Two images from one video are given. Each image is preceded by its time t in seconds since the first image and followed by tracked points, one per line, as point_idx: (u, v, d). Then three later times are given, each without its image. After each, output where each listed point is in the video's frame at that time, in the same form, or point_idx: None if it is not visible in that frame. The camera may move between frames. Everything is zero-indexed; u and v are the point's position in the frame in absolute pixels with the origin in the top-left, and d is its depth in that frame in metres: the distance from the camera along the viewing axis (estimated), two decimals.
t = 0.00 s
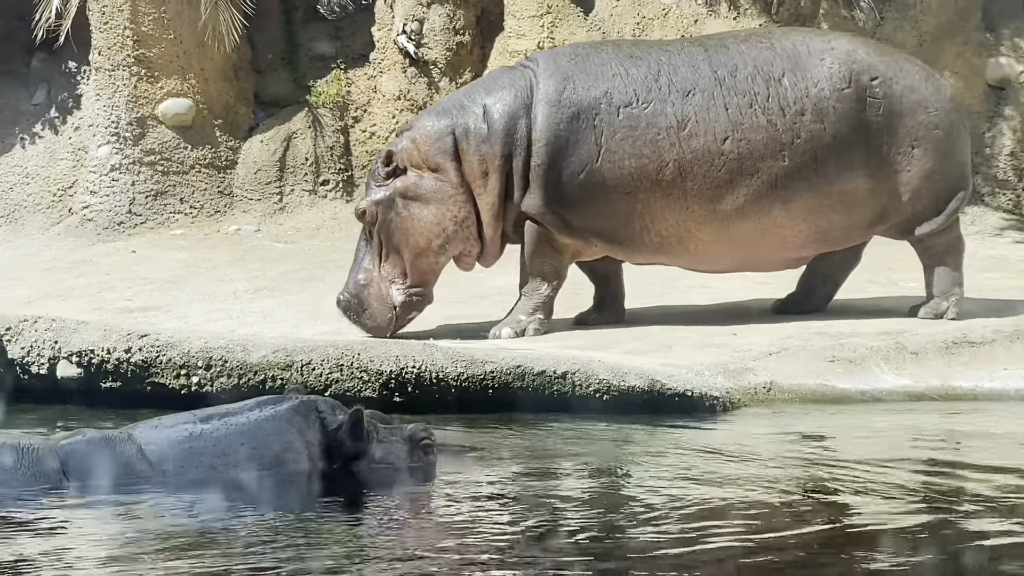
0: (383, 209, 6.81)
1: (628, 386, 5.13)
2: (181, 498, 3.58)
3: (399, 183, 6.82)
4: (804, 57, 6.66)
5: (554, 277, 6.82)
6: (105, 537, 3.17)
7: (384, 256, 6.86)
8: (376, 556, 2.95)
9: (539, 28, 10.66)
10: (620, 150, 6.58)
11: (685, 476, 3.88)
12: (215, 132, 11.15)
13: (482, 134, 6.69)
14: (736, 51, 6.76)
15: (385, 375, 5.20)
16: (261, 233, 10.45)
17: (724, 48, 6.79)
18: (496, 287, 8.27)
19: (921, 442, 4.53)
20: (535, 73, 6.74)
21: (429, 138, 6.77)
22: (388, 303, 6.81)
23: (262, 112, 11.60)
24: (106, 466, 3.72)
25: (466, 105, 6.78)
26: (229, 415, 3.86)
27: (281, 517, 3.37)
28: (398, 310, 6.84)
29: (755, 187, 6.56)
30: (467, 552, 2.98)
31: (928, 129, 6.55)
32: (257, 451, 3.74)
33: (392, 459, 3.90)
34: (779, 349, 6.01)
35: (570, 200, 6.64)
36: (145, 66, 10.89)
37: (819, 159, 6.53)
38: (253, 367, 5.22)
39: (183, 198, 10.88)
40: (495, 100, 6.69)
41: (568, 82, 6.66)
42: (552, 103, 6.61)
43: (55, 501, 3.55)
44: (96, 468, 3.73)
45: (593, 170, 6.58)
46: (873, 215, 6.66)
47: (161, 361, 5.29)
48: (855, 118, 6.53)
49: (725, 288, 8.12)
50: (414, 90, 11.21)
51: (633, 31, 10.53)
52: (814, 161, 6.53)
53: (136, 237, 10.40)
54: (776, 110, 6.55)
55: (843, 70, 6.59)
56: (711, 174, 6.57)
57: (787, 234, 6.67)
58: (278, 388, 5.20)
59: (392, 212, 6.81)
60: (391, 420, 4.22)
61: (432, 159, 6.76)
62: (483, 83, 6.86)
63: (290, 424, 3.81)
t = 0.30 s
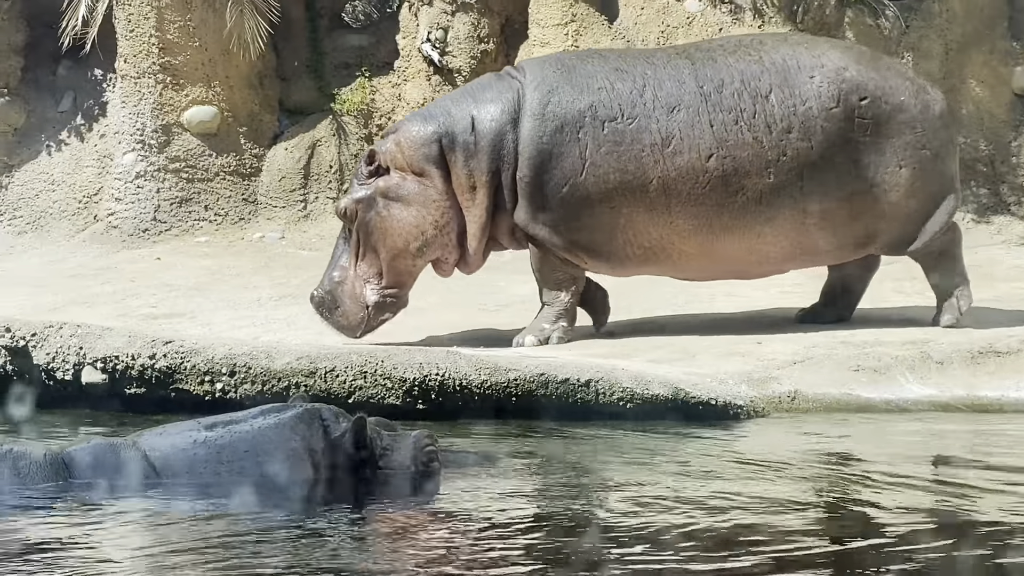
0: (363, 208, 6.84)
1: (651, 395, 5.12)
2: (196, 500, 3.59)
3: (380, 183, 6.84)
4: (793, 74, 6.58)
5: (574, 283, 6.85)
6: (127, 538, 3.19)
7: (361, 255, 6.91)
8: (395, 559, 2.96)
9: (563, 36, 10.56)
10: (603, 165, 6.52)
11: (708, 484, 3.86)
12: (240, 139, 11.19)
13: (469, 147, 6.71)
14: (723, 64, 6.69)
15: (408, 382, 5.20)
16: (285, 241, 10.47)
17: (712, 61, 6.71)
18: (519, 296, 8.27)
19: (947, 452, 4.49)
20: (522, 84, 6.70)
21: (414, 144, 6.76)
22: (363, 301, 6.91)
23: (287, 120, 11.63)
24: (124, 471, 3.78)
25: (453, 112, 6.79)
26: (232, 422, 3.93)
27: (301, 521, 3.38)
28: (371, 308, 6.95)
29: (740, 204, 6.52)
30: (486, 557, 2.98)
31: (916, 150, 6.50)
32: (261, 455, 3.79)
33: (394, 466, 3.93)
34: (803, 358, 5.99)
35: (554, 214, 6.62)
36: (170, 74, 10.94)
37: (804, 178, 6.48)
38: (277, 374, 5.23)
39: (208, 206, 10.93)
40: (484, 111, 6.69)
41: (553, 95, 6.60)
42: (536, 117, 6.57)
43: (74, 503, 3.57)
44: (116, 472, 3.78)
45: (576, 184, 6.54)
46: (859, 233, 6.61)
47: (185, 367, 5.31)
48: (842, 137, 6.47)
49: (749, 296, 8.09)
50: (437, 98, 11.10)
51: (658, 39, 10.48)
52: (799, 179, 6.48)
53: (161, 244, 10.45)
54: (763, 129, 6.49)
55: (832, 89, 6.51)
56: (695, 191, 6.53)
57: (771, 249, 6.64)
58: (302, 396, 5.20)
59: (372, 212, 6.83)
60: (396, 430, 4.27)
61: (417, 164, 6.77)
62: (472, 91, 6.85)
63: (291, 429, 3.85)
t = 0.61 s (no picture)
0: (353, 200, 6.72)
1: (676, 400, 5.11)
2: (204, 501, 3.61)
3: (373, 176, 6.72)
4: (792, 87, 6.52)
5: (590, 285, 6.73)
6: (148, 536, 3.19)
7: (349, 246, 6.77)
8: (417, 558, 2.95)
9: (587, 43, 10.37)
10: (600, 177, 6.43)
11: (735, 490, 3.84)
12: (265, 146, 11.26)
13: (467, 154, 6.63)
14: (722, 76, 6.63)
15: (432, 387, 5.20)
16: (310, 247, 10.48)
17: (709, 72, 6.65)
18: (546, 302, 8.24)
19: (975, 459, 4.46)
20: (520, 95, 6.62)
21: (411, 147, 6.66)
22: (346, 293, 6.77)
23: (311, 126, 11.68)
24: (139, 469, 3.82)
25: (451, 117, 6.69)
26: (239, 426, 3.96)
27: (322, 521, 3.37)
28: (354, 300, 6.81)
29: (738, 217, 6.44)
30: (507, 557, 2.97)
31: (916, 163, 6.45)
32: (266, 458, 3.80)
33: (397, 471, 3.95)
34: (829, 364, 5.96)
35: (551, 224, 6.53)
36: (196, 81, 10.98)
37: (803, 191, 6.40)
38: (302, 378, 5.24)
39: (233, 211, 10.96)
40: (482, 120, 6.62)
41: (550, 107, 6.52)
42: (534, 128, 6.50)
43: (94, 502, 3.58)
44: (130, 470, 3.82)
45: (573, 196, 6.44)
46: (856, 244, 6.56)
47: (211, 371, 5.33)
48: (841, 150, 6.40)
49: (773, 303, 8.07)
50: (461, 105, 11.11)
51: (682, 46, 10.40)
52: (798, 192, 6.40)
53: (186, 250, 10.48)
54: (761, 141, 6.41)
55: (831, 102, 6.46)
56: (693, 203, 6.45)
57: (768, 261, 6.56)
58: (327, 400, 5.22)
59: (363, 204, 6.71)
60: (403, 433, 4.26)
61: (413, 165, 6.66)
62: (471, 97, 6.76)
63: (294, 432, 3.88)
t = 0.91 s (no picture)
0: (338, 217, 6.71)
1: (701, 403, 5.09)
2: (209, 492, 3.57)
3: (357, 193, 6.71)
4: (773, 88, 6.43)
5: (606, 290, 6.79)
6: (172, 529, 3.19)
7: (336, 263, 6.77)
8: (443, 553, 2.93)
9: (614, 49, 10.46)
10: (583, 183, 6.36)
11: (761, 492, 3.82)
12: (293, 153, 11.33)
13: (450, 164, 6.59)
14: (703, 81, 6.57)
15: (458, 389, 5.21)
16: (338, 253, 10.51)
17: (691, 78, 6.58)
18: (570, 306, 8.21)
19: (1004, 462, 4.43)
20: (504, 104, 6.58)
21: (396, 161, 6.63)
22: (334, 309, 6.79)
23: (339, 134, 11.77)
24: (148, 470, 3.75)
25: (436, 128, 6.67)
26: (246, 423, 3.90)
27: (346, 516, 3.35)
28: (343, 316, 6.82)
29: (722, 221, 6.36)
30: (531, 553, 2.95)
31: (901, 161, 6.32)
32: (273, 454, 3.74)
33: (401, 466, 3.85)
34: (857, 368, 5.93)
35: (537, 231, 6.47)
36: (227, 89, 11.05)
37: (786, 193, 6.29)
38: (329, 379, 5.26)
39: (262, 218, 11.00)
40: (466, 129, 6.60)
41: (530, 113, 6.48)
42: (516, 135, 6.46)
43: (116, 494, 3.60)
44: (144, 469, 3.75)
45: (556, 202, 6.38)
46: (843, 246, 6.44)
47: (239, 373, 5.34)
48: (823, 151, 6.28)
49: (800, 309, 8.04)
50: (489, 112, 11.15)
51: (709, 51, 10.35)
52: (780, 194, 6.30)
53: (216, 256, 10.54)
54: (741, 145, 6.33)
55: (812, 102, 6.35)
56: (675, 207, 6.37)
57: (756, 264, 6.47)
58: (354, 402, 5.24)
59: (347, 221, 6.70)
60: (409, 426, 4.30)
61: (399, 179, 6.64)
62: (454, 108, 6.74)
63: (299, 428, 3.82)
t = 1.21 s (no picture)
0: (326, 230, 6.67)
1: (733, 410, 5.11)
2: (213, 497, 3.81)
3: (342, 205, 6.67)
4: (750, 91, 6.49)
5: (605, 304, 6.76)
6: (203, 543, 3.26)
7: (327, 275, 6.73)
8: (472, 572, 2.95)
9: (647, 59, 10.30)
10: (561, 193, 6.39)
11: (791, 502, 3.82)
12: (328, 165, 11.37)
13: (427, 172, 6.60)
14: (678, 88, 6.59)
15: (490, 396, 5.24)
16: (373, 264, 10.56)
17: (666, 86, 6.61)
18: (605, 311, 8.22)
19: None
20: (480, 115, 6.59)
21: (375, 170, 6.63)
22: (330, 321, 6.74)
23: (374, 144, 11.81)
24: (163, 471, 4.08)
25: (413, 138, 6.67)
26: (258, 430, 4.14)
27: (377, 533, 3.37)
28: (338, 327, 6.77)
29: (699, 228, 6.43)
30: (556, 568, 2.98)
31: (879, 159, 6.42)
32: (282, 458, 3.95)
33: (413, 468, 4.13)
34: (889, 376, 5.90)
35: (517, 240, 6.52)
36: (262, 101, 11.09)
37: (761, 195, 6.38)
38: (361, 387, 5.31)
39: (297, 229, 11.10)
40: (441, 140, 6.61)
41: (506, 124, 6.52)
42: (493, 146, 6.49)
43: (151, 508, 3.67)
44: (158, 470, 4.08)
45: (535, 212, 6.41)
46: (824, 248, 6.54)
47: (273, 380, 5.40)
48: (800, 152, 6.37)
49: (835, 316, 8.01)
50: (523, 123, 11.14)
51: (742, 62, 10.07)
52: (756, 198, 6.39)
53: (251, 267, 10.63)
54: (717, 151, 6.41)
55: (788, 103, 6.42)
56: (653, 216, 6.42)
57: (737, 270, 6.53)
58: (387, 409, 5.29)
59: (335, 233, 6.66)
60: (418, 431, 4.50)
61: (380, 187, 6.62)
62: (432, 116, 6.73)
63: (310, 433, 4.03)
